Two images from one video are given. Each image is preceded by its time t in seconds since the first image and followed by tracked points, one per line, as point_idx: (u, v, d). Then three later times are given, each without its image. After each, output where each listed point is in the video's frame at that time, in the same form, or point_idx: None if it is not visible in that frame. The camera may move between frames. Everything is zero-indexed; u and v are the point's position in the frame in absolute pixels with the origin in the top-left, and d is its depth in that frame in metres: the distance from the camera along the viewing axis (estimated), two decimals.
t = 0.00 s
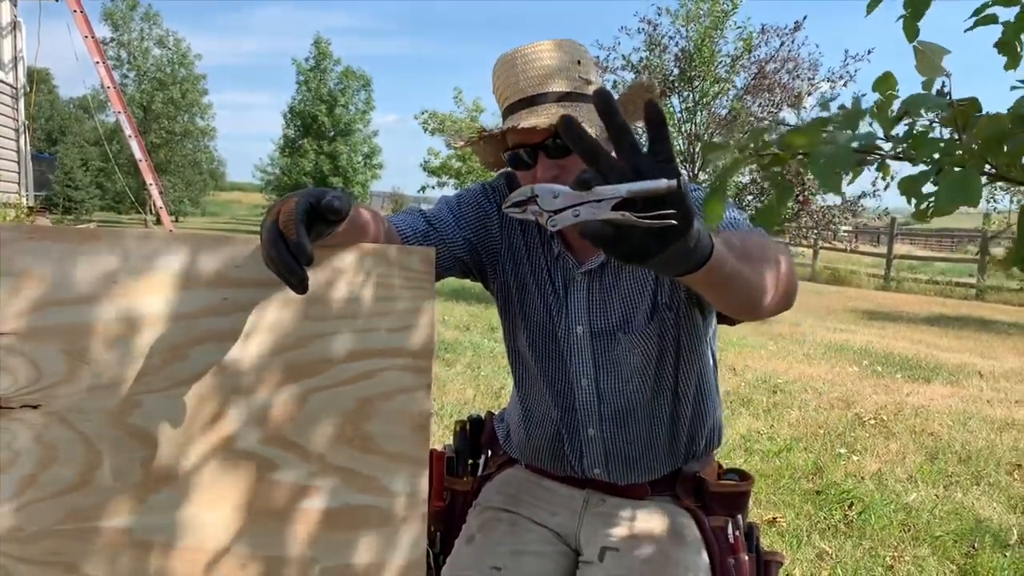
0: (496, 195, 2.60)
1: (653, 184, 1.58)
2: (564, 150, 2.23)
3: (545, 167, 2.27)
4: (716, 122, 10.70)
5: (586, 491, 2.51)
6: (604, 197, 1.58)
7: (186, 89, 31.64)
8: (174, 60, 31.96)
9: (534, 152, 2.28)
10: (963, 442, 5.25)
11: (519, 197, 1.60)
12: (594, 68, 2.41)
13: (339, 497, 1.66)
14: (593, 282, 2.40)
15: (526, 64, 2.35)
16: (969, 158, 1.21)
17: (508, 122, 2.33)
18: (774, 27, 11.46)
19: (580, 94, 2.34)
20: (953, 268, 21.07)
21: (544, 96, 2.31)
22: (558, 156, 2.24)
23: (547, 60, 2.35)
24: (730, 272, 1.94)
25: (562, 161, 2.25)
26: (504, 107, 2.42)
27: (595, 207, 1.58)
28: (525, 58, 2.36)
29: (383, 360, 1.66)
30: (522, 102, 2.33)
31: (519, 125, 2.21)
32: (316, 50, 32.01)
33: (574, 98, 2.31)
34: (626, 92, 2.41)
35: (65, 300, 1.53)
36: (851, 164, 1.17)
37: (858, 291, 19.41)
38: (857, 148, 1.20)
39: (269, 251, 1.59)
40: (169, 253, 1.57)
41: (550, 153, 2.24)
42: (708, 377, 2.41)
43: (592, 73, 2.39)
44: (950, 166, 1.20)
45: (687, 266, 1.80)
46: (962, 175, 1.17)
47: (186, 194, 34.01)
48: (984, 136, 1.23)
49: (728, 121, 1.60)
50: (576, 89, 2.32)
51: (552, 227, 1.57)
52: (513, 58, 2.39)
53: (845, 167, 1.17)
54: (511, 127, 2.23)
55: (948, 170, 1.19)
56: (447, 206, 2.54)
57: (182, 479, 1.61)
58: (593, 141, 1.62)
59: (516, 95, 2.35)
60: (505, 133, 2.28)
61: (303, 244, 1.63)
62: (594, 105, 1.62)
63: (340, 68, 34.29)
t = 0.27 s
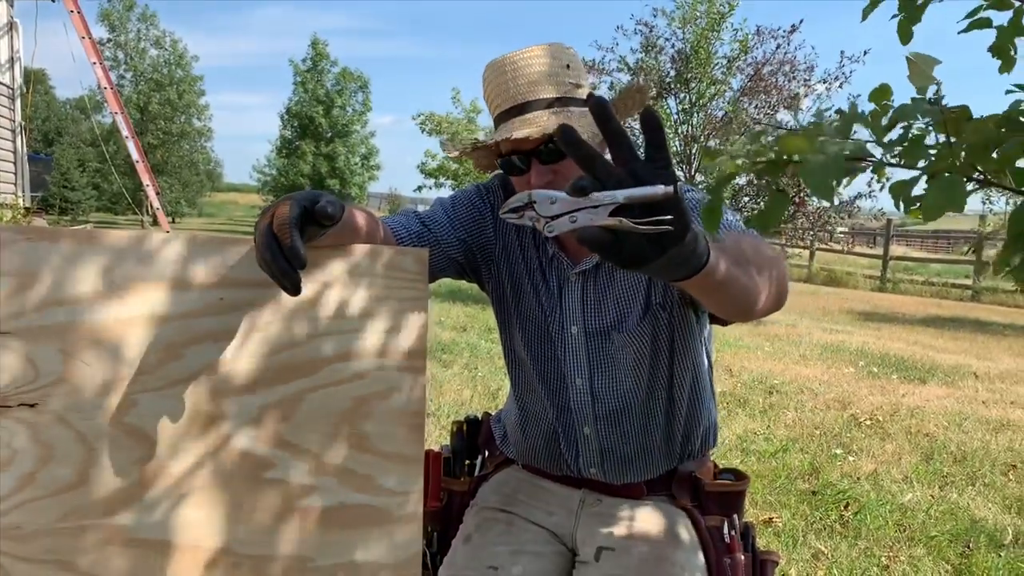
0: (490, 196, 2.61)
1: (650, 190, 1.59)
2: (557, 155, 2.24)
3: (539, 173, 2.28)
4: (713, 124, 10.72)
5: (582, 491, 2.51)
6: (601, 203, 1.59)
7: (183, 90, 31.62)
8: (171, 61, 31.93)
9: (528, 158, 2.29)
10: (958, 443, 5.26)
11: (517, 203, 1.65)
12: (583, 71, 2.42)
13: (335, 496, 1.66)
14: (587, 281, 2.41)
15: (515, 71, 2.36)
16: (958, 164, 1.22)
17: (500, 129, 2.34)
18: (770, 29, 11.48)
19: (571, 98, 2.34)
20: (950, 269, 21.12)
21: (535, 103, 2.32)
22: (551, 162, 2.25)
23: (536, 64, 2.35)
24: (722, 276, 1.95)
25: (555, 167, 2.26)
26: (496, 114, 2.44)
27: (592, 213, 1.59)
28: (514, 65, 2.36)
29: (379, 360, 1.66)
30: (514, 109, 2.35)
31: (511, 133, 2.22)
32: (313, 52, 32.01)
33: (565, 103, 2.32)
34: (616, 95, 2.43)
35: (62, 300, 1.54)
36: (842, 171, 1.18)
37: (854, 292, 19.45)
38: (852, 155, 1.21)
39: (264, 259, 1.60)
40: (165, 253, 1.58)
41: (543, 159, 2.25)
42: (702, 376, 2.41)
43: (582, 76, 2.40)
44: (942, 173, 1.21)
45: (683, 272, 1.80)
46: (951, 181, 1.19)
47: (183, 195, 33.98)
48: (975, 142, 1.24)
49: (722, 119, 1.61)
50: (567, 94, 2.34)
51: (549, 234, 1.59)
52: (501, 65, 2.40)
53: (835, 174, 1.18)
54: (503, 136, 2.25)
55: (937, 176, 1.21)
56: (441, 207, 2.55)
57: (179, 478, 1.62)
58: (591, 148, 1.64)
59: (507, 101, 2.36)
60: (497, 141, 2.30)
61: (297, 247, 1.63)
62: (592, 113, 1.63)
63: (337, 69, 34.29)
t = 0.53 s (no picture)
0: (487, 197, 2.61)
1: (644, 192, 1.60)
2: (553, 156, 2.24)
3: (535, 174, 2.28)
4: (710, 126, 10.72)
5: (580, 493, 2.51)
6: (595, 203, 1.64)
7: (181, 92, 31.59)
8: (169, 63, 31.90)
9: (524, 159, 2.29)
10: (956, 445, 5.26)
11: (513, 203, 1.76)
12: (580, 73, 2.42)
13: (333, 498, 1.66)
14: (583, 283, 2.40)
15: (513, 72, 2.36)
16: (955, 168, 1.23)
17: (496, 131, 2.34)
18: (768, 31, 11.50)
19: (567, 100, 2.35)
20: (947, 272, 21.14)
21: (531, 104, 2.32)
22: (548, 162, 2.25)
23: (535, 64, 2.35)
24: (721, 276, 1.94)
25: (552, 167, 2.26)
26: (492, 114, 2.43)
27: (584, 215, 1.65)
28: (511, 65, 2.36)
29: (378, 362, 1.66)
30: (511, 110, 2.35)
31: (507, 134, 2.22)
32: (311, 53, 32.02)
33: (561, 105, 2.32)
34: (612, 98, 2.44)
35: (61, 301, 1.53)
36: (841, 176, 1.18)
37: (852, 295, 19.46)
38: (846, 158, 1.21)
39: (263, 262, 1.59)
40: (164, 254, 1.57)
41: (539, 159, 2.25)
42: (698, 377, 2.40)
43: (578, 78, 2.40)
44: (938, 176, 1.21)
45: (676, 274, 1.76)
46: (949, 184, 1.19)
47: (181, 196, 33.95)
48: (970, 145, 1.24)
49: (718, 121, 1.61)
50: (563, 97, 2.34)
51: (545, 234, 1.69)
52: (498, 66, 2.39)
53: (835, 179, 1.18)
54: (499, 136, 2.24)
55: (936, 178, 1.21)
56: (438, 209, 2.55)
57: (176, 479, 1.61)
58: (585, 150, 1.66)
59: (503, 103, 2.36)
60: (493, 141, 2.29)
61: (297, 254, 1.62)
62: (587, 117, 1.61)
63: (335, 71, 34.27)
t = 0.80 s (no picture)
0: (486, 200, 2.61)
1: (643, 193, 1.60)
2: (551, 157, 2.24)
3: (532, 175, 2.28)
4: (708, 127, 10.73)
5: (579, 495, 2.51)
6: (595, 204, 1.63)
7: (179, 94, 31.59)
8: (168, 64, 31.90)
9: (522, 160, 2.29)
10: (954, 446, 5.27)
11: (512, 204, 1.77)
12: (578, 75, 2.42)
13: (333, 501, 1.66)
14: (583, 285, 2.41)
15: (512, 73, 2.36)
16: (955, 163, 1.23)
17: (495, 133, 2.35)
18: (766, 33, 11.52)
19: (565, 102, 2.35)
20: (946, 273, 21.15)
21: (530, 105, 2.32)
22: (545, 164, 2.25)
23: (533, 66, 2.35)
24: (720, 275, 1.95)
25: (550, 170, 2.26)
26: (490, 115, 2.44)
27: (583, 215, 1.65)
28: (511, 67, 2.37)
29: (378, 365, 1.66)
30: (509, 111, 2.35)
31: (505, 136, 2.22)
32: (309, 55, 32.03)
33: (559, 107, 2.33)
34: (612, 99, 2.43)
35: (61, 305, 1.54)
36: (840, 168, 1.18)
37: (851, 296, 19.48)
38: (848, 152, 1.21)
39: (271, 263, 1.59)
40: (164, 257, 1.57)
41: (537, 160, 2.25)
42: (697, 379, 2.41)
43: (576, 80, 2.40)
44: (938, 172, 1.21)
45: (675, 274, 1.78)
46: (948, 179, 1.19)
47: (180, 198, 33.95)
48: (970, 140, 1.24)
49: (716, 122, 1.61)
50: (564, 97, 2.34)
51: (546, 234, 1.70)
52: (498, 67, 2.40)
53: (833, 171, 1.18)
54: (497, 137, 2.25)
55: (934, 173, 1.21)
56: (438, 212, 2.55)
57: (176, 482, 1.61)
58: (585, 150, 1.66)
59: (501, 104, 2.37)
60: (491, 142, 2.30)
61: (304, 253, 1.61)
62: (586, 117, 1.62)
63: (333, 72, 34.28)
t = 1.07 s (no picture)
0: (488, 201, 2.60)
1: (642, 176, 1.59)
2: (556, 159, 2.24)
3: (537, 177, 2.28)
4: (708, 129, 10.74)
5: (579, 497, 2.51)
6: (596, 195, 1.64)
7: (178, 96, 31.61)
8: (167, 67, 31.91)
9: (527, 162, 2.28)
10: (954, 448, 5.27)
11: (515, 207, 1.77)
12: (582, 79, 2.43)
13: (333, 504, 1.66)
14: (584, 288, 2.41)
15: (516, 74, 2.36)
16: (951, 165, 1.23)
17: (499, 134, 2.34)
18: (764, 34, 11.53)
19: (570, 105, 2.35)
20: (945, 274, 21.16)
21: (534, 107, 2.32)
22: (550, 166, 2.24)
23: (537, 69, 2.35)
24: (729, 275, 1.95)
25: (555, 172, 2.26)
26: (494, 117, 2.44)
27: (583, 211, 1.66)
28: (516, 68, 2.37)
29: (378, 367, 1.66)
30: (513, 113, 2.35)
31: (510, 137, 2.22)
32: (308, 57, 32.05)
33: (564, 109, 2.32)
34: (614, 103, 2.44)
35: (60, 309, 1.53)
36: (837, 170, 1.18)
37: (850, 297, 19.49)
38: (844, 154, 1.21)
39: (277, 281, 1.59)
40: (164, 260, 1.57)
41: (542, 163, 2.25)
42: (697, 382, 2.41)
43: (579, 83, 2.41)
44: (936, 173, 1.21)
45: (683, 275, 1.79)
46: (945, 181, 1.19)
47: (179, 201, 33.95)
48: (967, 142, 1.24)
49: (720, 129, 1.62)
50: (568, 100, 2.35)
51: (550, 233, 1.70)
52: (501, 69, 2.39)
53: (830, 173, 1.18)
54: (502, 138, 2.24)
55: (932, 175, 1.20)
56: (440, 213, 2.54)
57: (176, 485, 1.61)
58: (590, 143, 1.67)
59: (505, 106, 2.37)
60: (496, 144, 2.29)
61: (310, 273, 1.62)
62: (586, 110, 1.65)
63: (332, 75, 34.29)
